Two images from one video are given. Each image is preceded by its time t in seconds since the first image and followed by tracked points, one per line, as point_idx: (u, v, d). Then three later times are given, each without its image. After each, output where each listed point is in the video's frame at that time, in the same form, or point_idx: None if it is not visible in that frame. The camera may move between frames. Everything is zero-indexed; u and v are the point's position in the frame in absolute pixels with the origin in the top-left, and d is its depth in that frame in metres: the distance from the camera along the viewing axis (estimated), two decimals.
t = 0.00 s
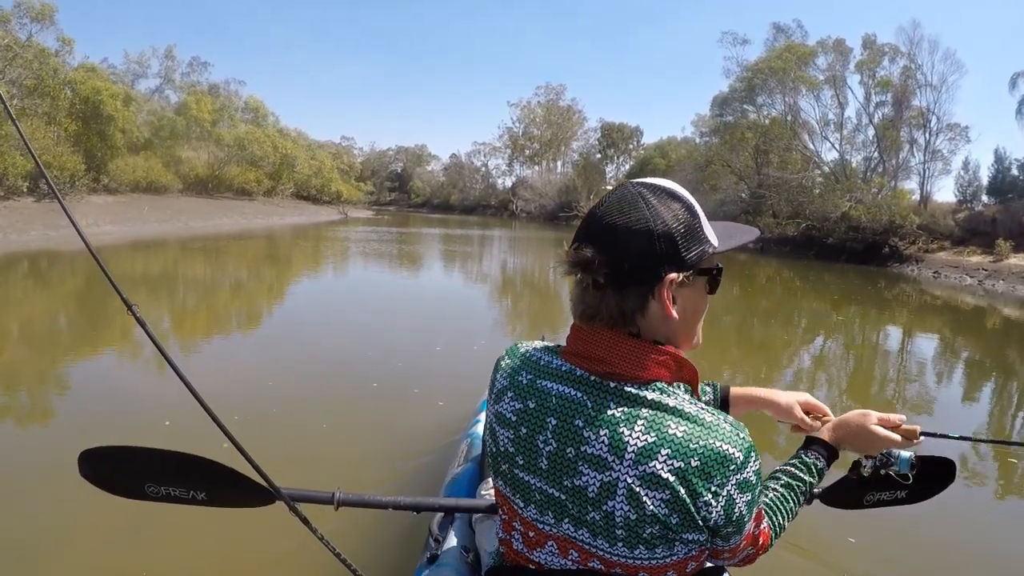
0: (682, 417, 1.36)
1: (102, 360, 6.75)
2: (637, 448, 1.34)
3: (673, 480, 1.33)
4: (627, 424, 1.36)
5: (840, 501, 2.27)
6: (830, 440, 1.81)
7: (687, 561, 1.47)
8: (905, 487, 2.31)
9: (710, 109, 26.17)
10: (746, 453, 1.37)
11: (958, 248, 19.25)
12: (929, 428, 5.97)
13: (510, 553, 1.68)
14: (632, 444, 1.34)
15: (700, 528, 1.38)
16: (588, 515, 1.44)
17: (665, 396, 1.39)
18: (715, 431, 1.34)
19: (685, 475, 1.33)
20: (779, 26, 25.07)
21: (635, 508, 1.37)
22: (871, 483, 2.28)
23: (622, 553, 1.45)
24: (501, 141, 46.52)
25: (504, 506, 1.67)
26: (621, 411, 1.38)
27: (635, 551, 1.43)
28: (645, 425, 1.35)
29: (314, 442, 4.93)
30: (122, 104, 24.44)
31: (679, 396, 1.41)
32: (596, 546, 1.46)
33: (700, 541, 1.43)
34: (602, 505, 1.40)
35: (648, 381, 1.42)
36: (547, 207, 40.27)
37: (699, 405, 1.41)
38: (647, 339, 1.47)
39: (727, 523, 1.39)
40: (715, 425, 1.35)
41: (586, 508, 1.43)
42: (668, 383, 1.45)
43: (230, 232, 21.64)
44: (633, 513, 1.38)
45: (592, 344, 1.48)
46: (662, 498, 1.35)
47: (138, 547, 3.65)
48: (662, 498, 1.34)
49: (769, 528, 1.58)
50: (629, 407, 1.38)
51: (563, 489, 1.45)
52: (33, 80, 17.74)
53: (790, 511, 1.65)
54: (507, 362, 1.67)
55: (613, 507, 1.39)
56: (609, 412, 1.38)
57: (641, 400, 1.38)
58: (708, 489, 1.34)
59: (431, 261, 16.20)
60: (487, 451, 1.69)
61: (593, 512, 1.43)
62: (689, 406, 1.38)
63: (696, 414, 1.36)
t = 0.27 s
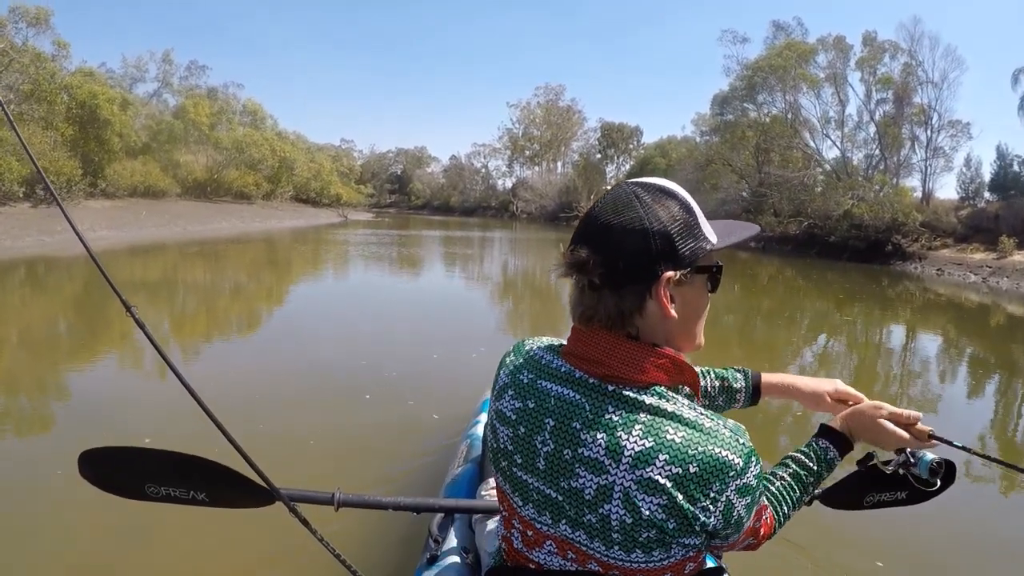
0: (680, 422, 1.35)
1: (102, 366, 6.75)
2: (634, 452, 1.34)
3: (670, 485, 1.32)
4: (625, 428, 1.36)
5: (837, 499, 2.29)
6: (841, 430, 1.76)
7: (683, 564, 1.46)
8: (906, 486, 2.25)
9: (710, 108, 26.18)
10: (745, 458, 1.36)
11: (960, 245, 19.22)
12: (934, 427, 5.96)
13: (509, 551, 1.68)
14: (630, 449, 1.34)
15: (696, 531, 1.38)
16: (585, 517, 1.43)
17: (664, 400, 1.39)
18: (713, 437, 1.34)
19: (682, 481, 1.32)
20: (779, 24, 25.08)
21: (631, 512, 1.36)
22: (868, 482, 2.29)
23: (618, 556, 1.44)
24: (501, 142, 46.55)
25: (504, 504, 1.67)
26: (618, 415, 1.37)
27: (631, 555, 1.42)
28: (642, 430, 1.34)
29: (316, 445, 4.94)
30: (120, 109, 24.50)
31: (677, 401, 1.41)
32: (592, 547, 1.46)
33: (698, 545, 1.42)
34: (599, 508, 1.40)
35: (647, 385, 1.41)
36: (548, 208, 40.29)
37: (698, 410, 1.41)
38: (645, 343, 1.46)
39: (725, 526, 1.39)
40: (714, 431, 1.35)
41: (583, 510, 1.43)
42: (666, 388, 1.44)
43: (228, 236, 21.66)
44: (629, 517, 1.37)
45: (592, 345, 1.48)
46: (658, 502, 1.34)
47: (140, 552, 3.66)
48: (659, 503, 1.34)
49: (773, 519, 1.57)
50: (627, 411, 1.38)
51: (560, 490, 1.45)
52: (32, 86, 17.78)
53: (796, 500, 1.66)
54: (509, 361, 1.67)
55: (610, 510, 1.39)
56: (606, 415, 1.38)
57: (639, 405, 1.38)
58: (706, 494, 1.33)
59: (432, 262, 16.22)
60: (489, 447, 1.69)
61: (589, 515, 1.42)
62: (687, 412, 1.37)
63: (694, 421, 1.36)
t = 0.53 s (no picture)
0: (681, 424, 1.35)
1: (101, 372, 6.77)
2: (634, 455, 1.33)
3: (671, 487, 1.32)
4: (625, 431, 1.35)
5: (840, 501, 2.28)
6: (852, 404, 1.78)
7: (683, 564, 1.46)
8: (902, 488, 2.32)
9: (709, 104, 26.16)
10: (746, 459, 1.37)
11: (963, 238, 19.19)
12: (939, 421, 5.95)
13: (510, 550, 1.69)
14: (630, 451, 1.33)
15: (698, 532, 1.38)
16: (584, 519, 1.43)
17: (666, 402, 1.38)
18: (712, 438, 1.34)
19: (683, 483, 1.32)
20: (778, 19, 25.06)
21: (632, 514, 1.36)
22: (874, 485, 2.29)
23: (618, 558, 1.44)
24: (500, 141, 46.56)
25: (506, 503, 1.67)
26: (618, 417, 1.37)
27: (632, 556, 1.42)
28: (642, 433, 1.34)
29: (319, 449, 4.95)
30: (117, 114, 24.55)
31: (678, 402, 1.40)
32: (592, 548, 1.45)
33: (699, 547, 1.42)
34: (600, 510, 1.39)
35: (647, 387, 1.41)
36: (548, 207, 40.29)
37: (698, 410, 1.40)
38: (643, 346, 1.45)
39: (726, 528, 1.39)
40: (714, 432, 1.35)
41: (583, 511, 1.42)
42: (666, 389, 1.44)
43: (226, 240, 21.66)
44: (629, 519, 1.37)
45: (588, 347, 1.48)
46: (659, 504, 1.34)
47: (143, 558, 3.68)
48: (661, 505, 1.34)
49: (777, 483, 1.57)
50: (626, 414, 1.37)
51: (560, 491, 1.44)
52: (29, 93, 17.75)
53: (808, 475, 1.67)
54: (511, 361, 1.66)
55: (610, 513, 1.39)
56: (606, 417, 1.38)
57: (639, 407, 1.37)
58: (707, 496, 1.33)
59: (433, 263, 16.23)
60: (491, 446, 1.69)
61: (589, 516, 1.42)
62: (688, 413, 1.37)
63: (694, 423, 1.35)
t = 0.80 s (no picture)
0: (674, 415, 1.35)
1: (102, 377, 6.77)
2: (629, 448, 1.33)
3: (667, 478, 1.32)
4: (619, 425, 1.35)
5: (842, 503, 2.28)
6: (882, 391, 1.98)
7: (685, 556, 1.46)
8: (905, 488, 2.32)
9: (709, 101, 26.14)
10: (739, 437, 1.36)
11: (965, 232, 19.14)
12: (943, 417, 5.94)
13: (510, 553, 1.68)
14: (625, 445, 1.34)
15: (697, 519, 1.38)
16: (583, 516, 1.42)
17: (659, 394, 1.38)
18: (705, 423, 1.34)
19: (679, 472, 1.32)
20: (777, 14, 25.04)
21: (630, 509, 1.36)
22: (874, 484, 2.29)
23: (618, 554, 1.43)
24: (500, 141, 46.56)
25: (503, 506, 1.66)
26: (611, 412, 1.37)
27: (632, 551, 1.42)
28: (635, 426, 1.34)
29: (320, 450, 4.96)
30: (115, 118, 24.59)
31: (667, 393, 1.40)
32: (592, 545, 1.45)
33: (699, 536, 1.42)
34: (598, 505, 1.39)
35: (638, 381, 1.41)
36: (549, 206, 40.29)
37: (688, 400, 1.40)
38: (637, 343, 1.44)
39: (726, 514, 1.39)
40: (704, 418, 1.35)
41: (581, 508, 1.42)
42: (658, 383, 1.44)
43: (225, 243, 21.67)
44: (627, 513, 1.37)
45: (577, 347, 1.48)
46: (657, 496, 1.34)
47: (144, 560, 3.71)
48: (658, 496, 1.34)
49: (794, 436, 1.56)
50: (619, 407, 1.37)
51: (557, 489, 1.44)
52: (26, 98, 17.75)
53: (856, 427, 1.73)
54: (501, 364, 1.66)
55: (608, 507, 1.38)
56: (599, 413, 1.37)
57: (631, 402, 1.37)
58: (705, 483, 1.33)
59: (433, 264, 16.24)
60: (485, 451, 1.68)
61: (587, 513, 1.41)
62: (680, 403, 1.37)
63: (687, 410, 1.36)
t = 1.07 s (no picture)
0: (675, 412, 1.35)
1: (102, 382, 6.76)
2: (633, 445, 1.33)
3: (671, 475, 1.33)
4: (621, 422, 1.35)
5: (841, 500, 2.26)
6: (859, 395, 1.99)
7: (684, 553, 1.46)
8: (905, 486, 2.31)
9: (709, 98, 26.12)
10: (739, 435, 1.37)
11: (969, 227, 19.08)
12: (946, 414, 5.93)
13: (509, 556, 1.66)
14: (629, 442, 1.34)
15: (700, 516, 1.38)
16: (585, 515, 1.42)
17: (658, 392, 1.38)
18: (705, 420, 1.35)
19: (684, 469, 1.32)
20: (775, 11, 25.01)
21: (635, 506, 1.35)
22: (873, 482, 2.29)
23: (620, 552, 1.42)
24: (500, 141, 46.56)
25: (503, 508, 1.65)
26: (612, 410, 1.37)
27: (636, 550, 1.40)
28: (638, 423, 1.34)
29: (322, 453, 4.96)
30: (112, 123, 24.61)
31: (668, 391, 1.40)
32: (594, 545, 1.44)
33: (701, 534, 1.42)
34: (601, 504, 1.38)
35: (637, 379, 1.40)
36: (549, 206, 40.30)
37: (689, 397, 1.40)
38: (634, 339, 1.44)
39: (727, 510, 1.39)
40: (705, 415, 1.35)
41: (584, 507, 1.41)
42: (657, 380, 1.43)
43: (225, 246, 21.65)
44: (631, 510, 1.36)
45: (575, 344, 1.48)
46: (661, 492, 1.34)
47: (145, 564, 3.71)
48: (662, 493, 1.34)
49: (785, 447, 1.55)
50: (621, 405, 1.37)
51: (560, 488, 1.43)
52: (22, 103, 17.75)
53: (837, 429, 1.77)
54: (498, 365, 1.64)
55: (611, 505, 1.38)
56: (601, 411, 1.37)
57: (632, 399, 1.37)
58: (708, 478, 1.34)
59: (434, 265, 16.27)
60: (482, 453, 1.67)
61: (590, 511, 1.41)
62: (679, 400, 1.37)
63: (687, 406, 1.37)
